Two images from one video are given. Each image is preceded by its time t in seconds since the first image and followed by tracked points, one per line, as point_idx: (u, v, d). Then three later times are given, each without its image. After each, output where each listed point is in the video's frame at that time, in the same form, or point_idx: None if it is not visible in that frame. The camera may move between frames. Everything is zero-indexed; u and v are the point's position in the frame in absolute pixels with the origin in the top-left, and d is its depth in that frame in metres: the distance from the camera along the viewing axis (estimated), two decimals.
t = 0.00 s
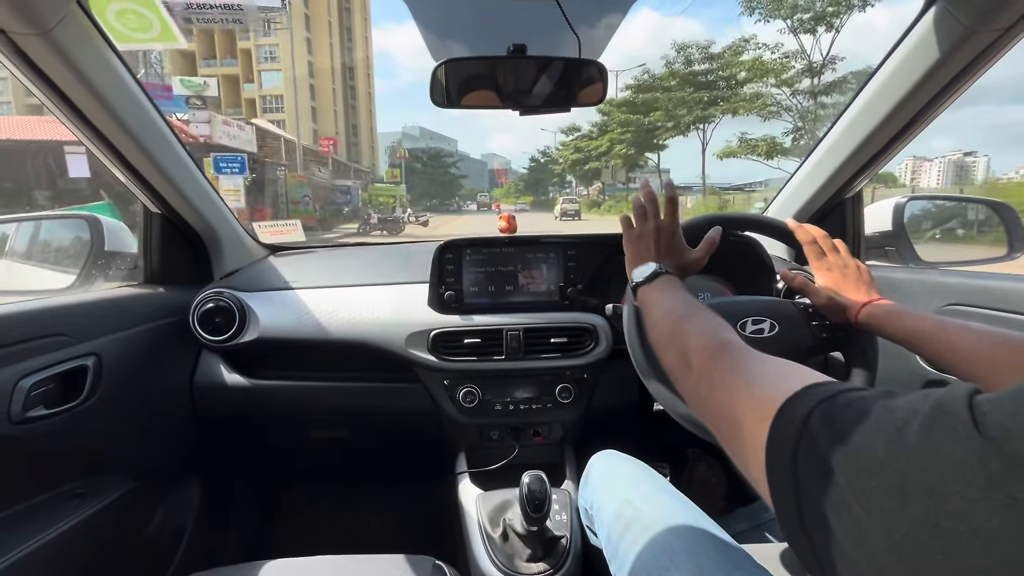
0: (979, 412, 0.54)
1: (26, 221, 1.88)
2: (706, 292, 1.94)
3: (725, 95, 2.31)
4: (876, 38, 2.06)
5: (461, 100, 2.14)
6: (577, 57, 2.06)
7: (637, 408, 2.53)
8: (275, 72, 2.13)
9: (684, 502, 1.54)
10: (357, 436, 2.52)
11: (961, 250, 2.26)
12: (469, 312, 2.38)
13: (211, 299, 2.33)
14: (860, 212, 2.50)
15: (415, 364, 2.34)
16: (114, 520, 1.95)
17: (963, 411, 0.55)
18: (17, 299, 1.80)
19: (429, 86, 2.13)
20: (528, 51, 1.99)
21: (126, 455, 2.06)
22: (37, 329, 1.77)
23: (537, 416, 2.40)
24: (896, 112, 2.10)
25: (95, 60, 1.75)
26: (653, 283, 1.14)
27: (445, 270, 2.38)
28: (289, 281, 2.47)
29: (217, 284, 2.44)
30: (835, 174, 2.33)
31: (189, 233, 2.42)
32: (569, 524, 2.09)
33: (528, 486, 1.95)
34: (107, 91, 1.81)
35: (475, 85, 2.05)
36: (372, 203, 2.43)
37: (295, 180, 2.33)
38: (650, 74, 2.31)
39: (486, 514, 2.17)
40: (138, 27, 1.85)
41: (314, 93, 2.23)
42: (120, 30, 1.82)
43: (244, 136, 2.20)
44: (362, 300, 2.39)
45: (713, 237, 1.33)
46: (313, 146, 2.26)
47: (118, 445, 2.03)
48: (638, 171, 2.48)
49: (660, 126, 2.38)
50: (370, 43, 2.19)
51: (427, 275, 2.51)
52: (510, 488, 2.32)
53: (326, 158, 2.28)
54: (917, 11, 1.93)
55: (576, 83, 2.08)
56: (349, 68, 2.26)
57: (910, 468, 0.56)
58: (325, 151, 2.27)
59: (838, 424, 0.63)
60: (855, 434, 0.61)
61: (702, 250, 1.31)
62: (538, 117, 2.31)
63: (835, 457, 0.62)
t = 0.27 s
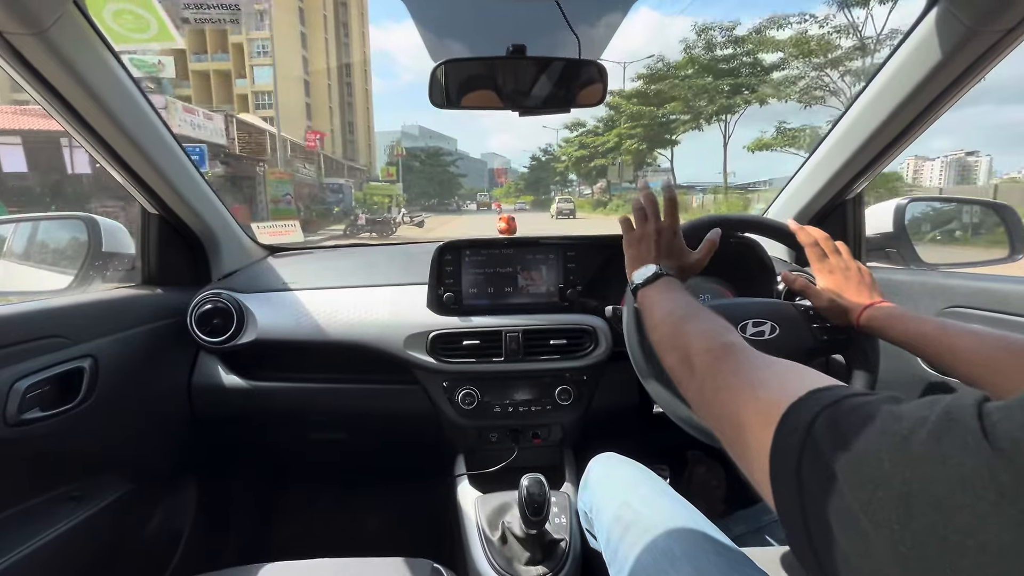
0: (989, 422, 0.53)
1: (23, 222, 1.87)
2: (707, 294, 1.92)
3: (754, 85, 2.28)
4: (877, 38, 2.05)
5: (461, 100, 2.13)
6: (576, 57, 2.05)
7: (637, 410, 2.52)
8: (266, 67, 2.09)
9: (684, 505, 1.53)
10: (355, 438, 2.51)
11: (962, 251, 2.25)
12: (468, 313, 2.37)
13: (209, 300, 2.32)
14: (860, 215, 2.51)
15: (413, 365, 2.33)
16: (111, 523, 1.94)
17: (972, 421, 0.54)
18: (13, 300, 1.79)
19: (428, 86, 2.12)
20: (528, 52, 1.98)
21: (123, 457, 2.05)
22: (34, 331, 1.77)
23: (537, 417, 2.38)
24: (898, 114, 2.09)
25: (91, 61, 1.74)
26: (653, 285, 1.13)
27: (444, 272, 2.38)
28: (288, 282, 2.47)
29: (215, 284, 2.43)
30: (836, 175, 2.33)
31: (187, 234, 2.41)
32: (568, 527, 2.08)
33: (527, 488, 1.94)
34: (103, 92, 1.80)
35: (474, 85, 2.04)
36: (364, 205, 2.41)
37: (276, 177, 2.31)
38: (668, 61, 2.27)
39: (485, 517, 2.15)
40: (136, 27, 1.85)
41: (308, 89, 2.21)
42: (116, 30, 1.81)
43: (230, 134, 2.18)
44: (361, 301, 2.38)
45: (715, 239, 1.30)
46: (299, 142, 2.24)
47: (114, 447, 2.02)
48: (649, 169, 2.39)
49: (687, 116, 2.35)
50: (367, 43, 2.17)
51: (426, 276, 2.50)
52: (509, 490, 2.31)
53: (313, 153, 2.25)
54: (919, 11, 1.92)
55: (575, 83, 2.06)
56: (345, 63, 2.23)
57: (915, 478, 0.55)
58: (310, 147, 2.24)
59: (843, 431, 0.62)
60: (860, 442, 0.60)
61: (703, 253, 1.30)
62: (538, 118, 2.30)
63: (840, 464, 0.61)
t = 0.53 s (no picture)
0: (984, 407, 0.54)
1: (25, 219, 1.88)
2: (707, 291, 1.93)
3: (786, 69, 2.24)
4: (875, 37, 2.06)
5: (461, 97, 2.14)
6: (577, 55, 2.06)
7: (637, 406, 2.53)
8: (262, 62, 2.10)
9: (683, 499, 1.54)
10: (356, 434, 2.53)
11: (960, 248, 2.26)
12: (468, 310, 2.38)
13: (211, 297, 2.33)
14: (861, 213, 2.51)
15: (414, 362, 2.34)
16: (114, 518, 1.95)
17: (968, 406, 0.55)
18: (17, 296, 1.80)
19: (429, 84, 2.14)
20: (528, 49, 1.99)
21: (126, 452, 2.06)
22: (37, 327, 1.77)
23: (537, 413, 2.40)
24: (897, 111, 2.09)
25: (95, 58, 1.75)
26: (657, 276, 1.14)
27: (445, 269, 2.38)
28: (289, 279, 2.48)
29: (217, 281, 2.44)
30: (834, 174, 2.34)
31: (188, 230, 2.42)
32: (568, 522, 2.09)
33: (527, 483, 1.95)
34: (106, 89, 1.81)
35: (475, 82, 2.05)
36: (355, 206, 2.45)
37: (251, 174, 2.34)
38: (687, 46, 2.26)
39: (485, 512, 2.17)
40: (138, 24, 1.85)
41: (303, 85, 2.24)
42: (119, 28, 1.82)
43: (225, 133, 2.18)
44: (362, 298, 2.39)
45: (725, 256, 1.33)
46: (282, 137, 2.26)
47: (117, 443, 2.03)
48: (651, 169, 2.46)
49: (699, 110, 2.39)
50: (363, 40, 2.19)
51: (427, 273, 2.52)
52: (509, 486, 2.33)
53: (297, 148, 2.28)
54: (917, 10, 1.93)
55: (575, 81, 2.07)
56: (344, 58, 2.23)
57: (912, 461, 0.56)
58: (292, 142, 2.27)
59: (841, 414, 0.63)
60: (857, 425, 0.61)
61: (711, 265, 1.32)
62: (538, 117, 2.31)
63: (838, 447, 0.62)
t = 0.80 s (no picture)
0: (976, 414, 0.53)
1: (27, 221, 1.87)
2: (707, 291, 1.93)
3: (830, 49, 2.15)
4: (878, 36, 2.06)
5: (461, 99, 2.14)
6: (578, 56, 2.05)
7: (638, 408, 2.52)
8: (251, 56, 2.07)
9: (685, 501, 1.54)
10: (358, 436, 2.52)
11: (963, 249, 2.25)
12: (469, 312, 2.38)
13: (211, 299, 2.33)
14: (863, 213, 2.51)
15: (416, 364, 2.33)
16: (116, 521, 1.94)
17: (960, 413, 0.54)
18: (18, 299, 1.80)
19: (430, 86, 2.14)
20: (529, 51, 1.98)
21: (127, 454, 2.06)
22: (38, 330, 1.77)
23: (538, 415, 2.39)
24: (899, 111, 2.09)
25: (95, 60, 1.75)
26: (655, 279, 1.13)
27: (446, 270, 2.37)
28: (290, 280, 2.48)
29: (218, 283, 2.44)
30: (836, 174, 2.33)
31: (189, 232, 2.42)
32: (570, 524, 2.09)
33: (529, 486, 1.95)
34: (107, 91, 1.80)
35: (475, 84, 2.05)
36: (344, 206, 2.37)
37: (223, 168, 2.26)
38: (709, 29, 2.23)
39: (487, 514, 2.16)
40: (139, 27, 1.85)
41: (297, 81, 2.18)
42: (120, 30, 1.82)
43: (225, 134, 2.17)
44: (363, 300, 2.39)
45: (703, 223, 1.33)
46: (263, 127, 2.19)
47: (119, 445, 2.03)
48: (660, 165, 2.36)
49: (722, 99, 2.31)
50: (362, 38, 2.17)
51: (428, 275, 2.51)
52: (511, 488, 2.32)
53: (280, 140, 2.21)
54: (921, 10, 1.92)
55: (577, 82, 2.06)
56: (337, 52, 2.18)
57: (909, 472, 0.56)
58: (274, 133, 2.20)
59: (840, 427, 0.62)
60: (855, 437, 0.60)
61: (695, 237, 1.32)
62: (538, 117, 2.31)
63: (838, 460, 0.61)
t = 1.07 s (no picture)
0: (984, 416, 0.54)
1: (30, 221, 1.88)
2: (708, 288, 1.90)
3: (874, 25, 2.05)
4: (880, 31, 2.05)
5: (461, 96, 2.14)
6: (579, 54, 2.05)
7: (640, 405, 2.53)
8: (244, 51, 2.09)
9: (686, 498, 1.54)
10: (360, 433, 2.53)
11: (964, 245, 2.25)
12: (470, 311, 2.38)
13: (214, 298, 2.33)
14: (864, 210, 2.51)
15: (418, 362, 2.34)
16: (120, 520, 1.96)
17: (967, 415, 0.55)
18: (22, 299, 1.81)
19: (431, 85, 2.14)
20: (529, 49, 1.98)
21: (131, 452, 2.07)
22: (41, 329, 1.78)
23: (540, 412, 2.40)
24: (901, 107, 2.09)
25: (97, 60, 1.75)
26: (655, 281, 1.13)
27: (447, 269, 2.37)
28: (292, 279, 2.48)
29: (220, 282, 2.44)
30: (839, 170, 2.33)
31: (190, 231, 2.43)
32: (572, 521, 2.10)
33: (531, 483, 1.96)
34: (108, 90, 1.81)
35: (475, 82, 2.05)
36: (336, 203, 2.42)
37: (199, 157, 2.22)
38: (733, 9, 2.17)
39: (489, 511, 2.17)
40: (140, 26, 1.84)
41: (292, 78, 2.22)
42: (122, 31, 1.81)
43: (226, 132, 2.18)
44: (365, 298, 2.39)
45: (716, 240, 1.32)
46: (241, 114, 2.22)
47: (122, 443, 2.04)
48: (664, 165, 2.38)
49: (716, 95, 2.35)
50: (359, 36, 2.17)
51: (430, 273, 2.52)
52: (513, 485, 2.33)
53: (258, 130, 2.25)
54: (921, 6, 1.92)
55: (577, 79, 2.06)
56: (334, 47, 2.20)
57: (914, 473, 0.56)
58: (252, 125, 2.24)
59: (841, 425, 0.62)
60: (857, 436, 0.60)
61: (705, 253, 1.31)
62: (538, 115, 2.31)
63: (839, 459, 0.61)
